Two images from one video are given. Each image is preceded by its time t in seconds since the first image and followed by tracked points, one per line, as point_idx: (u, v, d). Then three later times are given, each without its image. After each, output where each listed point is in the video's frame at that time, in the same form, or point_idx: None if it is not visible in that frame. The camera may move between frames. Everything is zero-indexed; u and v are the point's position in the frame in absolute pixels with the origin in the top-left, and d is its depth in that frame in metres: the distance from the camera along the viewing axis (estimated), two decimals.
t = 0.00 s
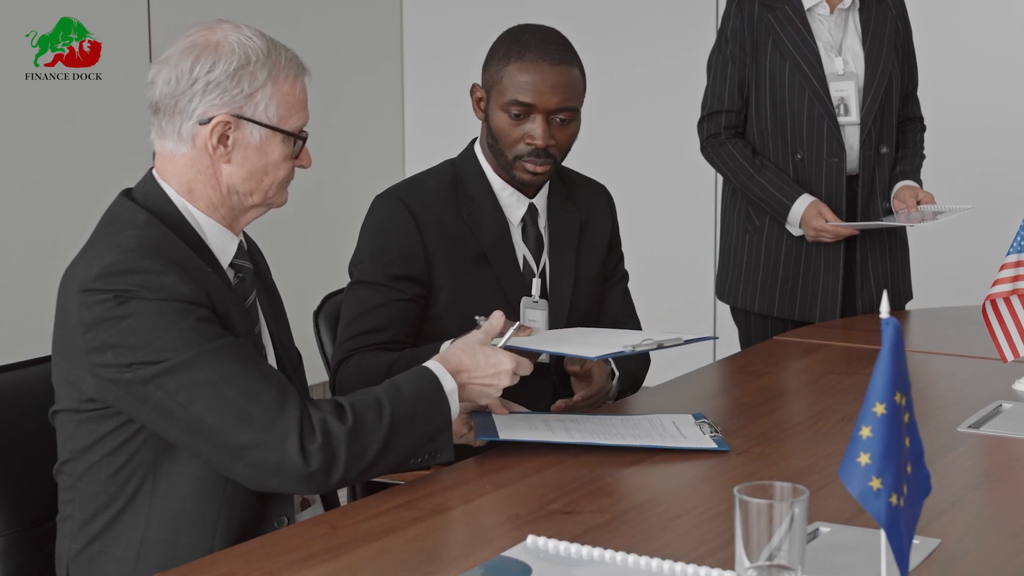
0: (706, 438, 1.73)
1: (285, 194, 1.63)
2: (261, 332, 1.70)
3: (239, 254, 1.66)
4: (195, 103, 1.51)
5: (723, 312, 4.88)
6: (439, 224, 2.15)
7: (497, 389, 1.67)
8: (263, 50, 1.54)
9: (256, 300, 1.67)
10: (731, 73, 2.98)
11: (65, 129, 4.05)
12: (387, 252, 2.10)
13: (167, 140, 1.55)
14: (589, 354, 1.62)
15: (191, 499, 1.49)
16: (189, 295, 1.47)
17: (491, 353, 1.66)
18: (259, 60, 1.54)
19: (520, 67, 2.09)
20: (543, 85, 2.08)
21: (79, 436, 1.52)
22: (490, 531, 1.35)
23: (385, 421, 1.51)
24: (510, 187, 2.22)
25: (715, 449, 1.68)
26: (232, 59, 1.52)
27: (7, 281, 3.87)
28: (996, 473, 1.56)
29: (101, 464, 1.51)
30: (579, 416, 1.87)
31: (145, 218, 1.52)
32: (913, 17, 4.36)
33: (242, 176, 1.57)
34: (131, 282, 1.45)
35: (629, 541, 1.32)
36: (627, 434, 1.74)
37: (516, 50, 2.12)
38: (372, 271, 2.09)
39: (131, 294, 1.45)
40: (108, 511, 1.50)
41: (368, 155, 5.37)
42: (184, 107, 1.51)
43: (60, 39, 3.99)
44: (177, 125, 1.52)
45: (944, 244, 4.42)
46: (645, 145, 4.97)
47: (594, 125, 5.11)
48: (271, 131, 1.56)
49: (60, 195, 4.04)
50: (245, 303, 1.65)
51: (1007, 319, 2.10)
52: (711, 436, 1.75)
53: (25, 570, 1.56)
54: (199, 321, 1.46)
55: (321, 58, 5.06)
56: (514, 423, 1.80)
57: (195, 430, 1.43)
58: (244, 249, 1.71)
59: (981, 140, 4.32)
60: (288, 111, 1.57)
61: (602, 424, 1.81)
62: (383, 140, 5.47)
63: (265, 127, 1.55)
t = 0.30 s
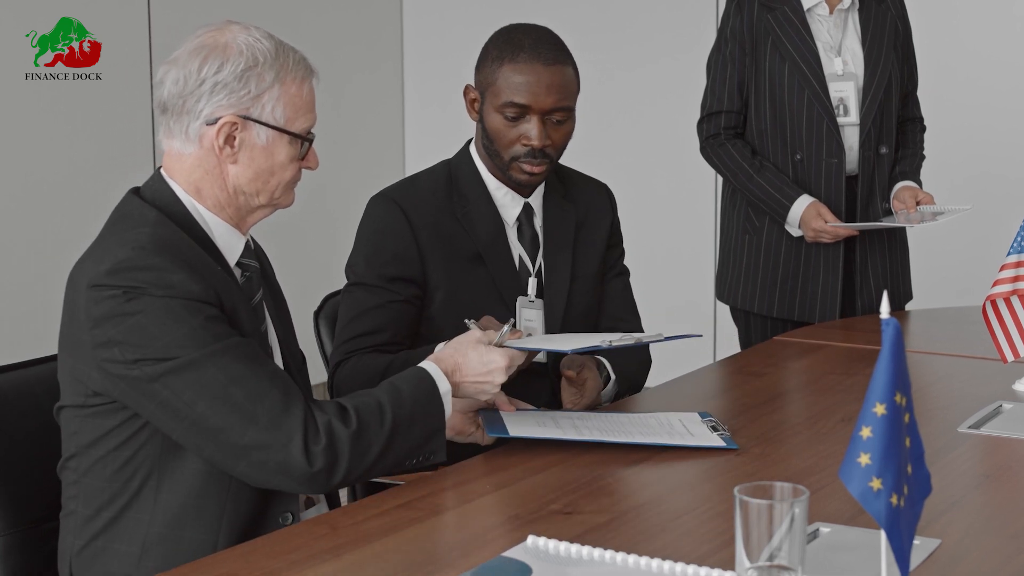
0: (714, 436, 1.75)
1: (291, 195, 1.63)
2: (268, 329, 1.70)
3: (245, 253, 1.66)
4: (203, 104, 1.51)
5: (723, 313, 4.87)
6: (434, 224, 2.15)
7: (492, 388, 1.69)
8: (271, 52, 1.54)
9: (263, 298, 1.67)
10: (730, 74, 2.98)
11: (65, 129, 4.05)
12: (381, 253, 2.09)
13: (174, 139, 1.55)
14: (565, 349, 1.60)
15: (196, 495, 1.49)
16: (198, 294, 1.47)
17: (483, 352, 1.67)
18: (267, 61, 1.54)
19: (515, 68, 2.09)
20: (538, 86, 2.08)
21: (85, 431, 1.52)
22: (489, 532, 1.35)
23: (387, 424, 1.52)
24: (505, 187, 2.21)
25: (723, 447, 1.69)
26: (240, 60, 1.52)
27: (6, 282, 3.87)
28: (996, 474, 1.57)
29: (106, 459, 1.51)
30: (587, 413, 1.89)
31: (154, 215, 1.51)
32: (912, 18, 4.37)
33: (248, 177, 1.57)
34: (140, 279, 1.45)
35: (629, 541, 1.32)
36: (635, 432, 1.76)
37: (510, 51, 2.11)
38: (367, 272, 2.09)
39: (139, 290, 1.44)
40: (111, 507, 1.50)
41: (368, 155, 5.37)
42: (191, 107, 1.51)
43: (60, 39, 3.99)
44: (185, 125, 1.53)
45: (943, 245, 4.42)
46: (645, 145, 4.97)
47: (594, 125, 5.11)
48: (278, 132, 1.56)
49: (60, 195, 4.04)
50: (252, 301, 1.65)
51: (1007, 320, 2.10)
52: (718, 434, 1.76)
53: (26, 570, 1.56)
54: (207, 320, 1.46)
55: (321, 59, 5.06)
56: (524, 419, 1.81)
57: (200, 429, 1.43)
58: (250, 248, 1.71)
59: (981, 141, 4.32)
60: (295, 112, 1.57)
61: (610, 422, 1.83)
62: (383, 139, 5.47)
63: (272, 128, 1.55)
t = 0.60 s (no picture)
0: (728, 432, 1.77)
1: (293, 196, 1.63)
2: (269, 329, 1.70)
3: (248, 254, 1.66)
4: (204, 104, 1.51)
5: (722, 314, 4.87)
6: (430, 224, 2.15)
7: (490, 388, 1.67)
8: (273, 52, 1.54)
9: (265, 298, 1.67)
10: (729, 75, 2.98)
11: (65, 129, 4.04)
12: (378, 254, 2.09)
13: (176, 139, 1.55)
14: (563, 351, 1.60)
15: (197, 494, 1.49)
16: (198, 294, 1.47)
17: (481, 353, 1.65)
18: (268, 62, 1.53)
19: (512, 71, 2.08)
20: (535, 89, 2.07)
21: (86, 429, 1.52)
22: (490, 532, 1.35)
23: (383, 428, 1.52)
24: (502, 187, 2.21)
25: (739, 443, 1.71)
26: (241, 61, 1.52)
27: (6, 282, 3.87)
28: (996, 474, 1.57)
29: (107, 458, 1.51)
30: (598, 410, 1.91)
31: (157, 214, 1.52)
32: (913, 19, 4.37)
33: (250, 177, 1.57)
34: (141, 278, 1.44)
35: (630, 542, 1.32)
36: (651, 429, 1.77)
37: (507, 53, 2.11)
38: (365, 273, 2.09)
39: (140, 289, 1.44)
40: (112, 505, 1.50)
41: (368, 155, 5.37)
42: (193, 106, 1.51)
43: (60, 39, 3.99)
44: (187, 125, 1.53)
45: (943, 245, 4.42)
46: (645, 146, 4.97)
47: (594, 126, 5.11)
48: (280, 133, 1.56)
49: (60, 195, 4.03)
50: (254, 302, 1.65)
51: (1007, 320, 2.10)
52: (732, 430, 1.78)
53: (26, 569, 1.55)
54: (208, 320, 1.46)
55: (320, 59, 5.06)
56: (539, 416, 1.82)
57: (199, 429, 1.43)
58: (253, 249, 1.71)
59: (981, 142, 4.32)
60: (297, 113, 1.57)
61: (622, 418, 1.84)
62: (383, 140, 5.47)
63: (274, 129, 1.55)
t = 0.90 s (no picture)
0: (743, 427, 1.80)
1: (292, 198, 1.63)
2: (268, 329, 1.70)
3: (248, 254, 1.66)
4: (200, 105, 1.51)
5: (722, 314, 4.87)
6: (427, 225, 2.15)
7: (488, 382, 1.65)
8: (269, 53, 1.53)
9: (265, 299, 1.67)
10: (729, 75, 2.98)
11: (65, 129, 4.04)
12: (376, 255, 2.09)
13: (174, 140, 1.55)
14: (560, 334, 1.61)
15: (195, 495, 1.49)
16: (194, 294, 1.47)
17: (477, 348, 1.64)
18: (264, 63, 1.53)
19: (511, 74, 2.08)
20: (534, 93, 2.07)
21: (84, 429, 1.52)
22: (491, 532, 1.35)
23: (375, 433, 1.51)
24: (499, 188, 2.21)
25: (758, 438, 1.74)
26: (236, 61, 1.51)
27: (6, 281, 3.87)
28: (996, 474, 1.57)
29: (105, 458, 1.51)
30: (610, 406, 1.92)
31: (155, 213, 1.52)
32: (913, 19, 4.37)
33: (246, 178, 1.57)
34: (138, 277, 1.45)
35: (629, 542, 1.32)
36: (667, 426, 1.79)
37: (505, 56, 2.10)
38: (363, 275, 2.09)
39: (136, 289, 1.44)
40: (109, 506, 1.50)
41: (367, 155, 5.37)
42: (189, 107, 1.52)
43: (60, 39, 3.99)
44: (183, 126, 1.53)
45: (942, 245, 4.43)
46: (645, 146, 4.98)
47: (593, 126, 5.11)
48: (275, 135, 1.55)
49: (60, 195, 4.03)
50: (254, 303, 1.65)
51: (1007, 320, 2.10)
52: (746, 425, 1.81)
53: (26, 569, 1.55)
54: (203, 321, 1.46)
55: (320, 59, 5.06)
56: (555, 416, 1.82)
57: (193, 431, 1.43)
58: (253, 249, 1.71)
59: (981, 142, 4.32)
60: (293, 115, 1.56)
61: (634, 415, 1.86)
62: (383, 139, 5.46)
63: (268, 131, 1.54)
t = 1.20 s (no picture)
0: (755, 426, 1.81)
1: (288, 200, 1.62)
2: (267, 329, 1.70)
3: (247, 254, 1.66)
4: (192, 105, 1.51)
5: (722, 314, 4.87)
6: (425, 225, 2.15)
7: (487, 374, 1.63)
8: (263, 54, 1.53)
9: (264, 301, 1.68)
10: (729, 75, 2.98)
11: (65, 129, 4.04)
12: (374, 255, 2.09)
13: (169, 139, 1.56)
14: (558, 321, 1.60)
15: (192, 496, 1.49)
16: (187, 295, 1.47)
17: (474, 340, 1.62)
18: (256, 64, 1.52)
19: (510, 76, 2.08)
20: (533, 95, 2.07)
21: (80, 430, 1.52)
22: (491, 532, 1.35)
23: (364, 436, 1.50)
24: (497, 187, 2.21)
25: (769, 438, 1.74)
26: (229, 62, 1.51)
27: (7, 281, 3.87)
28: (996, 474, 1.57)
29: (101, 459, 1.51)
30: (622, 403, 1.94)
31: (151, 213, 1.52)
32: (913, 19, 4.37)
33: (238, 179, 1.57)
34: (130, 277, 1.45)
35: (628, 542, 1.32)
36: (681, 426, 1.80)
37: (504, 58, 2.10)
38: (362, 275, 2.09)
39: (129, 288, 1.44)
40: (106, 507, 1.50)
41: (367, 155, 5.37)
42: (183, 107, 1.52)
43: (60, 39, 3.99)
44: (177, 125, 1.54)
45: (942, 245, 4.43)
46: (645, 146, 4.98)
47: (593, 126, 5.11)
48: (267, 136, 1.54)
49: (60, 195, 4.03)
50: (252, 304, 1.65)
51: (1007, 321, 2.10)
52: (757, 423, 1.82)
53: (25, 570, 1.55)
54: (195, 323, 1.46)
55: (319, 59, 5.06)
56: (569, 415, 1.83)
57: (183, 434, 1.43)
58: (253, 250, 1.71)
59: (981, 142, 4.32)
60: (286, 117, 1.55)
61: (646, 413, 1.88)
62: (383, 139, 5.46)
63: (260, 132, 1.54)
